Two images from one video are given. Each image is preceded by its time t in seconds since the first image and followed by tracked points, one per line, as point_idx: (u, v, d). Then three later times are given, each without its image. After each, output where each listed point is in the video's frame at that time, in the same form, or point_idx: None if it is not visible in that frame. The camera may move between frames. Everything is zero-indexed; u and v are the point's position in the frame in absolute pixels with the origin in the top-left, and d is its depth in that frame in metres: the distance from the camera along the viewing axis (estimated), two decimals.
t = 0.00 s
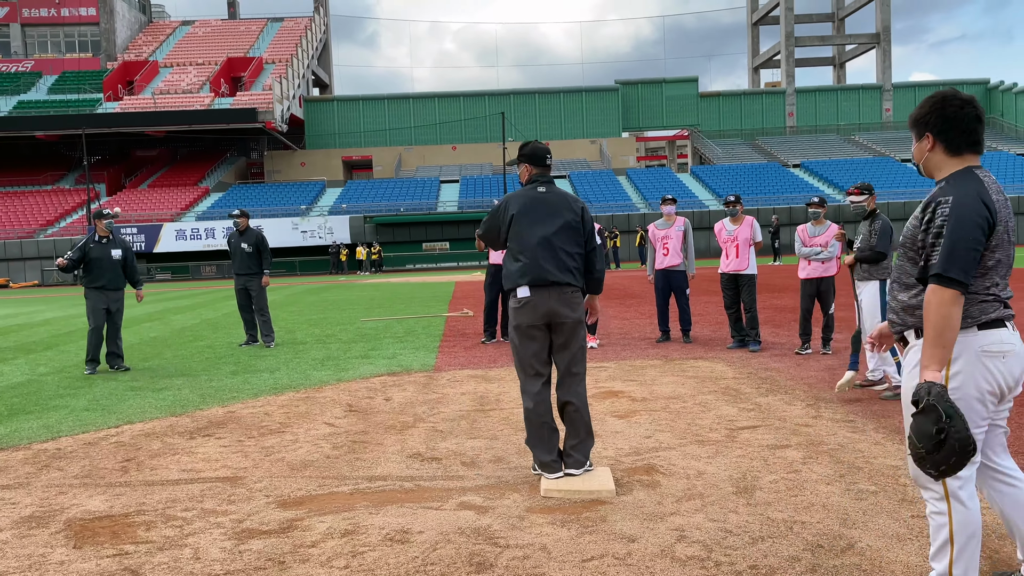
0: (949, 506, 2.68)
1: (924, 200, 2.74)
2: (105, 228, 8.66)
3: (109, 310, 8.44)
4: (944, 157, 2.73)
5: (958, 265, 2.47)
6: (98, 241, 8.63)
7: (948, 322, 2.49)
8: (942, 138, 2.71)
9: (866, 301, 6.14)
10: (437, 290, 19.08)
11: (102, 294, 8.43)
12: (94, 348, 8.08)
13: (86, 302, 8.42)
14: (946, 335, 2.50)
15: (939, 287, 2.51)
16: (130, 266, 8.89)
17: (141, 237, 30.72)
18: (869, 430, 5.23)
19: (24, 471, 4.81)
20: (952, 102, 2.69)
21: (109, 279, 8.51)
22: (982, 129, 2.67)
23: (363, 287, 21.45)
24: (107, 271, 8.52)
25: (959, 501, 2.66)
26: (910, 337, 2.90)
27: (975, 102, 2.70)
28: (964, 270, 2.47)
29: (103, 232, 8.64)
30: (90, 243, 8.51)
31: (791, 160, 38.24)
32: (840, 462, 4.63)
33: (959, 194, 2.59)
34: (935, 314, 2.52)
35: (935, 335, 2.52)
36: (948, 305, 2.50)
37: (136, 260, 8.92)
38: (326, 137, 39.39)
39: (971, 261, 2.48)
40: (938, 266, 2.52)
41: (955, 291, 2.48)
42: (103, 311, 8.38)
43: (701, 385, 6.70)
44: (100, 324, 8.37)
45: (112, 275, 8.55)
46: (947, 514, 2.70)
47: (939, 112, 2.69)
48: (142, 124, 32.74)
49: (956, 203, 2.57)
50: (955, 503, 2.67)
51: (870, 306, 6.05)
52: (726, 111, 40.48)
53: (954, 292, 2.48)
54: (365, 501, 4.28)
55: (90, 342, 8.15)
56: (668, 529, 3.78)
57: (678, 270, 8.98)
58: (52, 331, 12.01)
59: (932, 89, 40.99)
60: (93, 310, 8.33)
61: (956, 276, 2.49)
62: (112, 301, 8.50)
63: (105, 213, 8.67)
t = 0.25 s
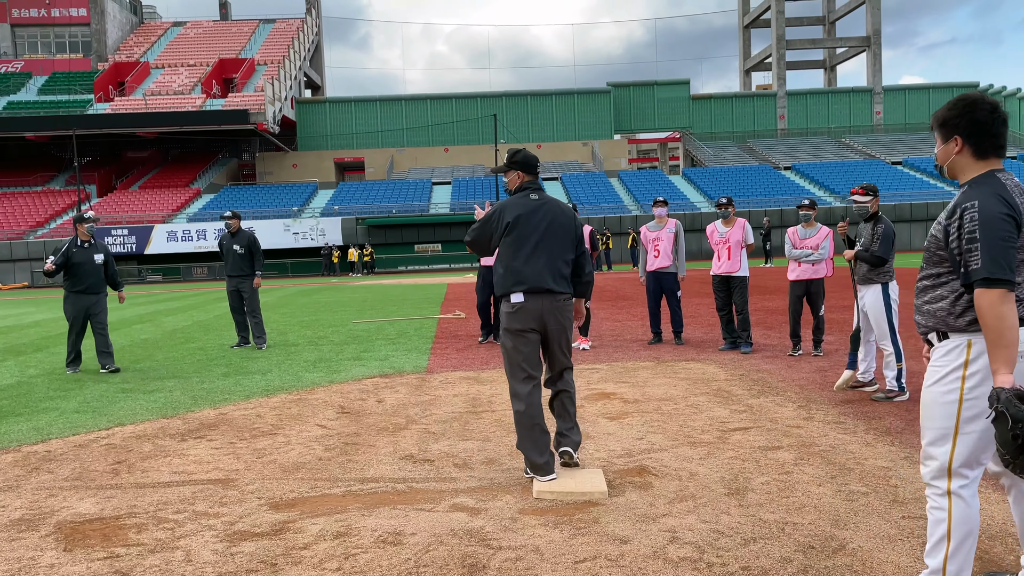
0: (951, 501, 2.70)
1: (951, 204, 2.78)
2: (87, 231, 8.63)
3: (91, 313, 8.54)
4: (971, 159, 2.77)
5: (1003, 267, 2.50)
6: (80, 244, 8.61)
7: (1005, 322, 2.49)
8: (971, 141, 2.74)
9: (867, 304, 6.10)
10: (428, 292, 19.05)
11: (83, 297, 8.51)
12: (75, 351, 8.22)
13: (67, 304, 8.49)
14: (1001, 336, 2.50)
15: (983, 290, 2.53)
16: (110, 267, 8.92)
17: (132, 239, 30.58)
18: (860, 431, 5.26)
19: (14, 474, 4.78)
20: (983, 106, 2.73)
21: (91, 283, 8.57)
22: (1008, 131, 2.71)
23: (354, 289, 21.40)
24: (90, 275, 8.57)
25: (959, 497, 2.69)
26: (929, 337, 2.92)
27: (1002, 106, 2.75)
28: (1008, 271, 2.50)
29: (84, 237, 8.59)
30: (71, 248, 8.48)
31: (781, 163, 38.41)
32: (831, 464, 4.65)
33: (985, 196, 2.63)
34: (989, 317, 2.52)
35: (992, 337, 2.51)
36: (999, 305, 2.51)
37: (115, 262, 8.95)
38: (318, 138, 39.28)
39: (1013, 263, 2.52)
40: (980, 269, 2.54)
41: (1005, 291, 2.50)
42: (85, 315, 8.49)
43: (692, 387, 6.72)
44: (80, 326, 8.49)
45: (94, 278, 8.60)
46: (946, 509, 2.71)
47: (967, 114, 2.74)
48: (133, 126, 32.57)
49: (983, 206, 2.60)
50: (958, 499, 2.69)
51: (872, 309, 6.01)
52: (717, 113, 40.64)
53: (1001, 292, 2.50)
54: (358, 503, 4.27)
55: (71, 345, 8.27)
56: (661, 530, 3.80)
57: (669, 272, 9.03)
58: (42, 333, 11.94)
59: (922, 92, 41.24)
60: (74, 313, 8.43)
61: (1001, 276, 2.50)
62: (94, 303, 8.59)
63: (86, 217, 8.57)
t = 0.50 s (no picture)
0: (968, 498, 2.73)
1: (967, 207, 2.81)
2: (80, 233, 8.67)
3: (84, 313, 8.55)
4: (992, 163, 2.78)
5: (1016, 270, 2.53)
6: (72, 245, 8.63)
7: (1012, 327, 2.54)
8: (993, 146, 2.76)
9: (868, 306, 6.09)
10: (426, 294, 19.03)
11: (76, 298, 8.51)
12: (69, 350, 8.22)
13: (59, 304, 8.47)
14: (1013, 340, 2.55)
15: (994, 292, 2.57)
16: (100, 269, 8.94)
17: (129, 240, 30.52)
18: (856, 432, 5.28)
19: (10, 475, 4.77)
20: (1004, 111, 2.75)
21: (84, 283, 8.60)
22: None
23: (351, 291, 21.36)
24: (82, 276, 8.59)
25: (976, 494, 2.73)
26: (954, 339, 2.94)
27: None
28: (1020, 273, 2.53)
29: (78, 238, 8.63)
30: (65, 248, 8.50)
31: (778, 165, 38.50)
32: (828, 465, 4.67)
33: (998, 196, 2.65)
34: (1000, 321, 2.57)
35: (1003, 339, 2.56)
36: (1008, 309, 2.55)
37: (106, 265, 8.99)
38: (315, 140, 39.25)
39: None
40: (990, 272, 2.58)
41: (1014, 295, 2.54)
42: (77, 315, 8.48)
43: (689, 388, 6.73)
44: (73, 326, 8.47)
45: (87, 279, 8.63)
46: (963, 506, 2.75)
47: (986, 120, 2.77)
48: (129, 127, 32.48)
49: (994, 205, 2.62)
50: (975, 497, 2.73)
51: (873, 311, 6.00)
52: (714, 115, 40.73)
53: (1010, 296, 2.54)
54: (355, 504, 4.27)
55: (66, 344, 8.26)
56: (658, 531, 3.80)
57: (665, 273, 9.04)
58: (38, 334, 11.92)
59: (918, 94, 41.37)
60: (66, 313, 8.42)
61: (1012, 278, 2.54)
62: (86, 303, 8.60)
63: (81, 219, 8.63)
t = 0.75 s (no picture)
0: (984, 498, 2.74)
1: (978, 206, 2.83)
2: (87, 233, 8.71)
3: (89, 314, 8.59)
4: (1007, 164, 2.79)
5: (1016, 269, 2.53)
6: (78, 245, 8.64)
7: (1006, 324, 2.55)
8: (1009, 146, 2.76)
9: (870, 308, 6.08)
10: (427, 295, 19.01)
11: (82, 299, 8.55)
12: (71, 351, 8.23)
13: (64, 305, 8.48)
14: (1006, 336, 2.55)
15: (994, 289, 2.57)
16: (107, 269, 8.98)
17: (131, 241, 30.56)
18: (857, 434, 5.28)
19: (11, 476, 4.77)
20: (1018, 113, 2.76)
21: (89, 284, 8.63)
22: None
23: (353, 292, 21.36)
24: (88, 277, 8.62)
25: (991, 495, 2.73)
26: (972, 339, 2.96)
27: None
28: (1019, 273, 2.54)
29: (84, 238, 8.66)
30: (72, 249, 8.53)
31: (779, 166, 38.49)
32: (829, 467, 4.66)
33: (1006, 196, 2.67)
34: (992, 315, 2.57)
35: (993, 336, 2.58)
36: (1002, 307, 2.56)
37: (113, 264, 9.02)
38: (316, 141, 39.28)
39: None
40: (992, 269, 2.59)
41: (1012, 293, 2.55)
42: (83, 315, 8.51)
43: (689, 390, 6.73)
44: (78, 327, 8.49)
45: (92, 280, 8.66)
46: (979, 507, 2.76)
47: (1002, 121, 2.77)
48: (131, 129, 32.53)
49: (1001, 205, 2.64)
50: (990, 497, 2.73)
51: (876, 313, 5.99)
52: (715, 117, 40.75)
53: (1007, 294, 2.55)
54: (356, 505, 4.28)
55: (67, 344, 8.26)
56: (658, 532, 3.80)
57: (665, 274, 9.05)
58: (39, 335, 11.93)
59: (919, 96, 41.39)
60: (71, 314, 8.44)
61: (1010, 277, 2.55)
62: (91, 304, 8.64)
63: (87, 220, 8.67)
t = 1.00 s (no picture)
0: (998, 503, 2.73)
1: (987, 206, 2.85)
2: (108, 235, 8.74)
3: (106, 315, 8.60)
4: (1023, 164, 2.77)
5: (1007, 269, 2.56)
6: (100, 246, 8.68)
7: (974, 319, 2.63)
8: None
9: (875, 309, 6.07)
10: (432, 295, 19.01)
11: (101, 299, 8.57)
12: (83, 351, 8.23)
13: (82, 305, 8.49)
14: (975, 331, 2.63)
15: (981, 285, 2.62)
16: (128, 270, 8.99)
17: (135, 242, 30.64)
18: (863, 435, 5.26)
19: (16, 476, 4.79)
20: None
21: (109, 285, 8.66)
22: None
23: (356, 292, 21.37)
24: (108, 278, 8.65)
25: (1007, 498, 2.72)
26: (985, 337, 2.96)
27: None
28: (1010, 273, 2.56)
29: (105, 239, 8.68)
30: (93, 250, 8.55)
31: (783, 167, 38.42)
32: (834, 468, 4.65)
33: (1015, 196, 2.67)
34: (968, 308, 2.65)
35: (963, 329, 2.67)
36: (983, 303, 2.62)
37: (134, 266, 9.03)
38: (321, 142, 39.36)
39: (1023, 269, 2.55)
40: (985, 265, 2.62)
41: (995, 292, 2.59)
42: (101, 317, 8.53)
43: (694, 391, 6.72)
44: (94, 327, 8.51)
45: (111, 281, 8.69)
46: (993, 510, 2.75)
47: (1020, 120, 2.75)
48: (137, 130, 32.64)
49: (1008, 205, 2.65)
50: (1005, 501, 2.72)
51: (883, 314, 5.96)
52: (719, 118, 40.75)
53: (992, 292, 2.60)
54: (360, 505, 4.28)
55: (80, 345, 8.26)
56: (662, 534, 3.80)
57: (669, 276, 9.05)
58: (45, 335, 11.96)
59: (924, 97, 41.31)
60: (89, 314, 8.46)
61: (1001, 275, 2.58)
62: (110, 305, 8.66)
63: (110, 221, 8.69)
